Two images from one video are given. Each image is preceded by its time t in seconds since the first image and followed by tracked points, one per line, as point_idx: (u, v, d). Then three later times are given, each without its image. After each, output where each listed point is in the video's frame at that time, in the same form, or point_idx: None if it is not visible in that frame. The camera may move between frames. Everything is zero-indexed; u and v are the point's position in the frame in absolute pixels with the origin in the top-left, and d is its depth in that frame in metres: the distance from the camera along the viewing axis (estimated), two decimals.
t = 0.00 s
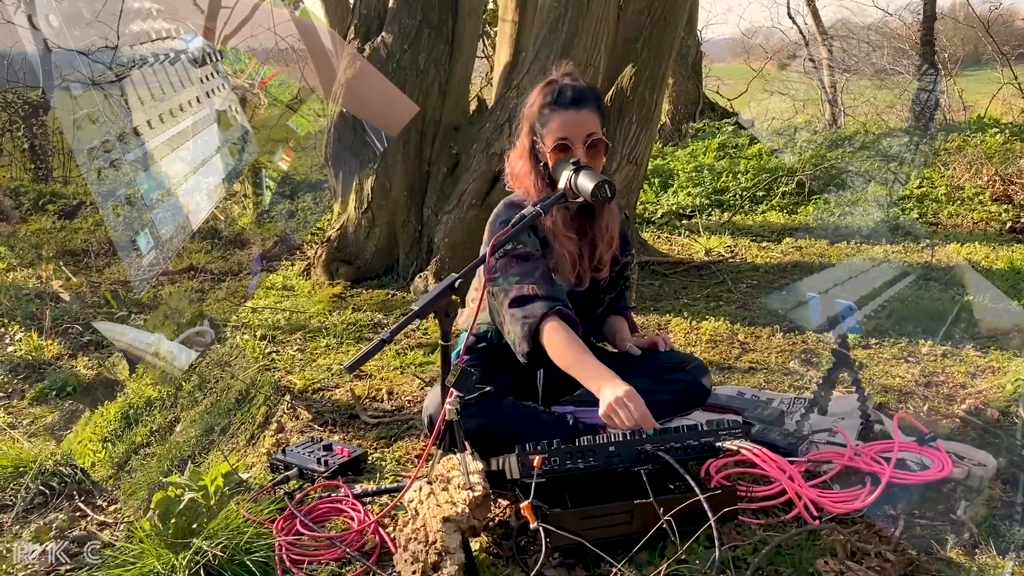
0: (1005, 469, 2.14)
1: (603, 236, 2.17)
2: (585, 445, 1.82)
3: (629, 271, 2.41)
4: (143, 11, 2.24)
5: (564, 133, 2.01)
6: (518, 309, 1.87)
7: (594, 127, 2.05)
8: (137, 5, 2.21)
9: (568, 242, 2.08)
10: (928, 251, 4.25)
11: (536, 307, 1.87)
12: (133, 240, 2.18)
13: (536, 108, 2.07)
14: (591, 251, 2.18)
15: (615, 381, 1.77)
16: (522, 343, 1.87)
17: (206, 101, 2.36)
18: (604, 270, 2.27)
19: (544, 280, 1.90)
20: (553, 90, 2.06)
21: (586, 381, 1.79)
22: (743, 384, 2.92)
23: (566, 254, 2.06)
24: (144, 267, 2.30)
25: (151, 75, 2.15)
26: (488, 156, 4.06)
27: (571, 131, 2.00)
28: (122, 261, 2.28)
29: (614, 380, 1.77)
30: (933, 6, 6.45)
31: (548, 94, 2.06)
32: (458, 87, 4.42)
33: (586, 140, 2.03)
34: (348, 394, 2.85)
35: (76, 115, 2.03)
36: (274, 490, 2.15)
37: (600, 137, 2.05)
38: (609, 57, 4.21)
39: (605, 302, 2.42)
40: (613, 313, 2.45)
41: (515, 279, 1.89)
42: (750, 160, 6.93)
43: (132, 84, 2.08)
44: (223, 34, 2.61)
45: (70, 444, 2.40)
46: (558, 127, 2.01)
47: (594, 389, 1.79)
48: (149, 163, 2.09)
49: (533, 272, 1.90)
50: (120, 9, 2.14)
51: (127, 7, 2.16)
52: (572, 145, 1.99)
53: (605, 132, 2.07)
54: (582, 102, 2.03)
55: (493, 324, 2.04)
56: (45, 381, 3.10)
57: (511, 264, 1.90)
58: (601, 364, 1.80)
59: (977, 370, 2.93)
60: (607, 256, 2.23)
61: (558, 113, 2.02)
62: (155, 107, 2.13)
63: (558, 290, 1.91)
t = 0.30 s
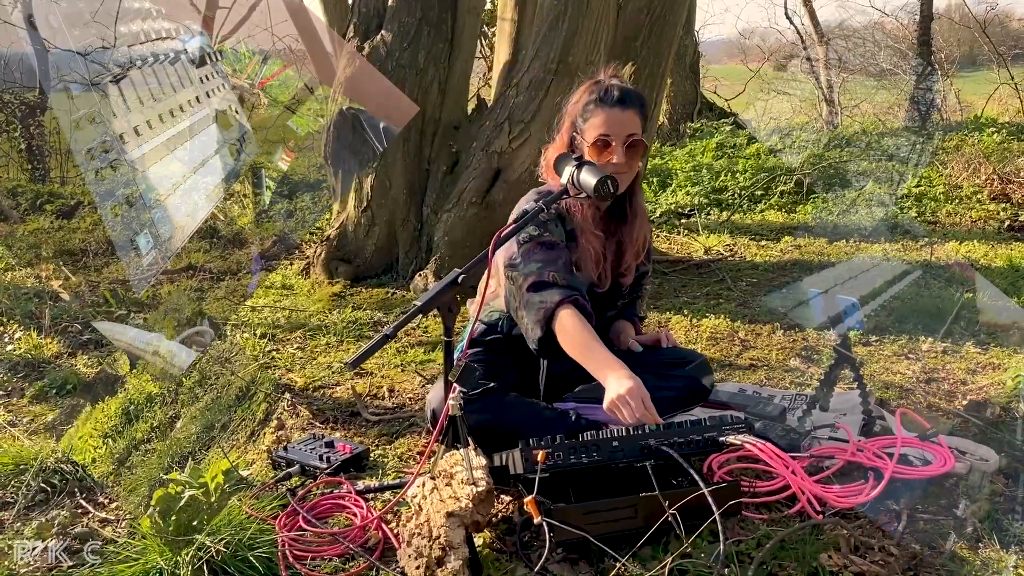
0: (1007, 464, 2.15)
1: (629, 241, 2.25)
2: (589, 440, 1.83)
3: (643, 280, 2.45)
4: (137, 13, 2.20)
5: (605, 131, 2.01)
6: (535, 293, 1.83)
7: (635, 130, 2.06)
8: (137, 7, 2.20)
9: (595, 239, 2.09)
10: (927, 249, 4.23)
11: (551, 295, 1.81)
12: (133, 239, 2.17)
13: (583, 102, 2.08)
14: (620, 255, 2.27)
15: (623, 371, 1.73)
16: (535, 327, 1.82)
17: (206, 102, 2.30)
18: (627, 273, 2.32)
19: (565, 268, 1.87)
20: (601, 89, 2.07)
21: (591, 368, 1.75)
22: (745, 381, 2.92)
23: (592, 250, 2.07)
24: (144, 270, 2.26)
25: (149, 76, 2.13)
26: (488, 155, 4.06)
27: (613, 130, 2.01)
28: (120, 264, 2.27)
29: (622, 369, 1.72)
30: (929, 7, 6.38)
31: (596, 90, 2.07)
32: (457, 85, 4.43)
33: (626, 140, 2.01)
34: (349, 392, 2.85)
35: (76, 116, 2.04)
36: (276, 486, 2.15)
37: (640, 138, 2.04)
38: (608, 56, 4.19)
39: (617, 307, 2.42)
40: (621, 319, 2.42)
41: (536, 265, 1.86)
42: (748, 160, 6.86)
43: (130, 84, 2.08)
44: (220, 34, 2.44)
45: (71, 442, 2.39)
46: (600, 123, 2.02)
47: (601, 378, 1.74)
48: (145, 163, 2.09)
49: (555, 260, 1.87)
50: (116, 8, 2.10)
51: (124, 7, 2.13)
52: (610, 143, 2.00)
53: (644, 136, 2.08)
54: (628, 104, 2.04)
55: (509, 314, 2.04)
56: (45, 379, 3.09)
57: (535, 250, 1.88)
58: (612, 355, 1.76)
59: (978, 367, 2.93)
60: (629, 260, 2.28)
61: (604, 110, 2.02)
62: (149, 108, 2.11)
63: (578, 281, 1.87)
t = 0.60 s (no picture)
0: (1008, 463, 2.15)
1: (644, 247, 2.29)
2: (592, 440, 1.84)
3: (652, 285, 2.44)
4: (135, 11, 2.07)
5: (629, 136, 2.01)
6: (551, 282, 1.77)
7: (660, 138, 2.06)
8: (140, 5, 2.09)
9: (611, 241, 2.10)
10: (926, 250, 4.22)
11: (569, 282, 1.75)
12: (133, 240, 2.11)
13: (609, 105, 2.06)
14: (635, 259, 2.31)
15: (632, 366, 1.66)
16: (547, 317, 1.76)
17: (206, 101, 2.27)
18: (642, 279, 2.36)
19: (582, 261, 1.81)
20: (631, 94, 2.06)
21: (597, 359, 1.69)
22: (745, 381, 2.92)
23: (608, 254, 2.10)
24: (150, 270, 2.24)
25: (148, 77, 2.03)
26: (487, 155, 4.06)
27: (638, 136, 2.01)
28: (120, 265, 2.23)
29: (632, 364, 1.66)
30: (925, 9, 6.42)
31: (625, 94, 2.06)
32: (457, 86, 4.43)
33: (649, 147, 2.03)
34: (349, 393, 2.85)
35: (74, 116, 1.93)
36: (278, 486, 2.15)
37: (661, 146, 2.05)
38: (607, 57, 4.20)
39: (623, 310, 2.42)
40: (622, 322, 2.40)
41: (552, 256, 1.81)
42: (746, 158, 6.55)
43: (130, 85, 1.98)
44: (217, 36, 2.35)
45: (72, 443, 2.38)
46: (625, 128, 2.02)
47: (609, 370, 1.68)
48: (145, 164, 2.00)
49: (573, 254, 1.83)
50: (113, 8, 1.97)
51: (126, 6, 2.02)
52: (633, 150, 2.01)
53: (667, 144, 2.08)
54: (655, 112, 2.03)
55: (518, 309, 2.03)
56: (45, 380, 3.09)
57: (553, 242, 1.83)
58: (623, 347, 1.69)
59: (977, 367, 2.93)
60: (642, 266, 2.33)
61: (630, 115, 2.01)
62: (149, 109, 2.02)
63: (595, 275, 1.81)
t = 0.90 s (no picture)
0: (1009, 464, 2.15)
1: (646, 252, 2.33)
2: (594, 440, 1.84)
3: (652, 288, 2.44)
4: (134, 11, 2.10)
5: (635, 143, 2.03)
6: (552, 280, 1.76)
7: (666, 144, 2.07)
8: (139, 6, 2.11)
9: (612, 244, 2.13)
10: (924, 252, 4.23)
11: (571, 280, 1.75)
12: (133, 240, 2.09)
13: (616, 109, 2.07)
14: (636, 265, 2.35)
15: (634, 365, 1.66)
16: (547, 316, 1.76)
17: (206, 101, 2.25)
18: (645, 285, 2.40)
19: (583, 263, 1.82)
20: (637, 100, 2.07)
21: (598, 356, 1.69)
22: (745, 382, 2.93)
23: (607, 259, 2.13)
24: (145, 271, 2.20)
25: (147, 77, 2.05)
26: (486, 158, 4.06)
27: (644, 142, 2.02)
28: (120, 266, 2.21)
29: (633, 362, 1.66)
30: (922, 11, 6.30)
31: (632, 99, 2.07)
32: (455, 88, 4.43)
33: (655, 153, 2.04)
34: (349, 394, 2.84)
35: (75, 116, 1.95)
36: (279, 487, 2.15)
37: (667, 154, 2.06)
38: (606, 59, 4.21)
39: (625, 313, 2.42)
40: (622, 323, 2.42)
41: (555, 255, 1.81)
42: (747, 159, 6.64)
43: (130, 85, 2.00)
44: (216, 36, 2.36)
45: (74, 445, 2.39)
46: (631, 133, 2.03)
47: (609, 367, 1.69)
48: (145, 166, 2.01)
49: (575, 254, 1.83)
50: (112, 8, 2.00)
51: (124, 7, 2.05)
52: (639, 156, 2.02)
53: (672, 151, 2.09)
54: (661, 119, 2.05)
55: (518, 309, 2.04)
56: (44, 381, 3.09)
57: (554, 242, 1.83)
58: (624, 345, 1.69)
59: (976, 366, 2.93)
60: (644, 271, 2.36)
61: (636, 121, 2.03)
62: (148, 109, 2.04)
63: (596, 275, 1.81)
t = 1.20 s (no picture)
0: (1008, 462, 2.16)
1: (640, 245, 2.33)
2: (595, 438, 1.85)
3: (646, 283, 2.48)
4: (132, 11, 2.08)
5: (621, 135, 2.03)
6: (539, 291, 1.81)
7: (652, 133, 2.08)
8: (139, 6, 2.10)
9: (607, 238, 2.13)
10: (921, 253, 4.24)
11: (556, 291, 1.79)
12: (133, 240, 2.08)
13: (600, 104, 2.09)
14: (631, 258, 2.35)
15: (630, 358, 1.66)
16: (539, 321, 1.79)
17: (206, 101, 2.21)
18: (639, 277, 2.38)
19: (571, 270, 1.85)
20: (620, 93, 2.08)
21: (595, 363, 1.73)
22: (744, 382, 2.94)
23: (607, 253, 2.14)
24: (145, 269, 2.21)
25: (148, 77, 2.01)
26: (484, 159, 4.07)
27: (630, 132, 2.02)
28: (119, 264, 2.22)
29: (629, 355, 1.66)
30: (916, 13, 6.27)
31: (615, 93, 2.08)
32: (453, 90, 4.44)
33: (642, 144, 2.04)
34: (349, 394, 2.85)
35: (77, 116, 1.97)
36: (280, 487, 2.15)
37: (654, 144, 2.06)
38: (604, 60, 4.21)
39: (621, 308, 2.43)
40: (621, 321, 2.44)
41: (543, 261, 1.84)
42: (740, 164, 6.61)
43: (131, 85, 1.97)
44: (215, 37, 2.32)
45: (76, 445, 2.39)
46: (617, 126, 2.03)
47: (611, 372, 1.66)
48: (146, 165, 1.98)
49: (563, 260, 1.86)
50: (112, 8, 1.99)
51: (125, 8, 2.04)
52: (626, 148, 2.02)
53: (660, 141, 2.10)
54: (646, 110, 2.05)
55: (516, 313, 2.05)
56: (44, 383, 3.08)
57: (543, 248, 1.86)
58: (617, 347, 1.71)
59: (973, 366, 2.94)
60: (641, 263, 2.36)
61: (621, 113, 2.03)
62: (148, 108, 1.99)
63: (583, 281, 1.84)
